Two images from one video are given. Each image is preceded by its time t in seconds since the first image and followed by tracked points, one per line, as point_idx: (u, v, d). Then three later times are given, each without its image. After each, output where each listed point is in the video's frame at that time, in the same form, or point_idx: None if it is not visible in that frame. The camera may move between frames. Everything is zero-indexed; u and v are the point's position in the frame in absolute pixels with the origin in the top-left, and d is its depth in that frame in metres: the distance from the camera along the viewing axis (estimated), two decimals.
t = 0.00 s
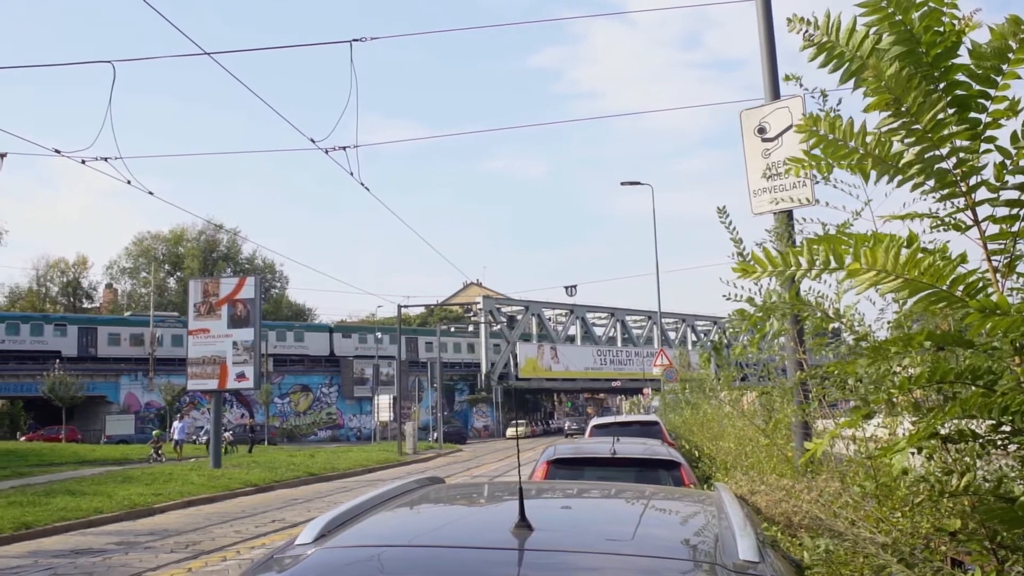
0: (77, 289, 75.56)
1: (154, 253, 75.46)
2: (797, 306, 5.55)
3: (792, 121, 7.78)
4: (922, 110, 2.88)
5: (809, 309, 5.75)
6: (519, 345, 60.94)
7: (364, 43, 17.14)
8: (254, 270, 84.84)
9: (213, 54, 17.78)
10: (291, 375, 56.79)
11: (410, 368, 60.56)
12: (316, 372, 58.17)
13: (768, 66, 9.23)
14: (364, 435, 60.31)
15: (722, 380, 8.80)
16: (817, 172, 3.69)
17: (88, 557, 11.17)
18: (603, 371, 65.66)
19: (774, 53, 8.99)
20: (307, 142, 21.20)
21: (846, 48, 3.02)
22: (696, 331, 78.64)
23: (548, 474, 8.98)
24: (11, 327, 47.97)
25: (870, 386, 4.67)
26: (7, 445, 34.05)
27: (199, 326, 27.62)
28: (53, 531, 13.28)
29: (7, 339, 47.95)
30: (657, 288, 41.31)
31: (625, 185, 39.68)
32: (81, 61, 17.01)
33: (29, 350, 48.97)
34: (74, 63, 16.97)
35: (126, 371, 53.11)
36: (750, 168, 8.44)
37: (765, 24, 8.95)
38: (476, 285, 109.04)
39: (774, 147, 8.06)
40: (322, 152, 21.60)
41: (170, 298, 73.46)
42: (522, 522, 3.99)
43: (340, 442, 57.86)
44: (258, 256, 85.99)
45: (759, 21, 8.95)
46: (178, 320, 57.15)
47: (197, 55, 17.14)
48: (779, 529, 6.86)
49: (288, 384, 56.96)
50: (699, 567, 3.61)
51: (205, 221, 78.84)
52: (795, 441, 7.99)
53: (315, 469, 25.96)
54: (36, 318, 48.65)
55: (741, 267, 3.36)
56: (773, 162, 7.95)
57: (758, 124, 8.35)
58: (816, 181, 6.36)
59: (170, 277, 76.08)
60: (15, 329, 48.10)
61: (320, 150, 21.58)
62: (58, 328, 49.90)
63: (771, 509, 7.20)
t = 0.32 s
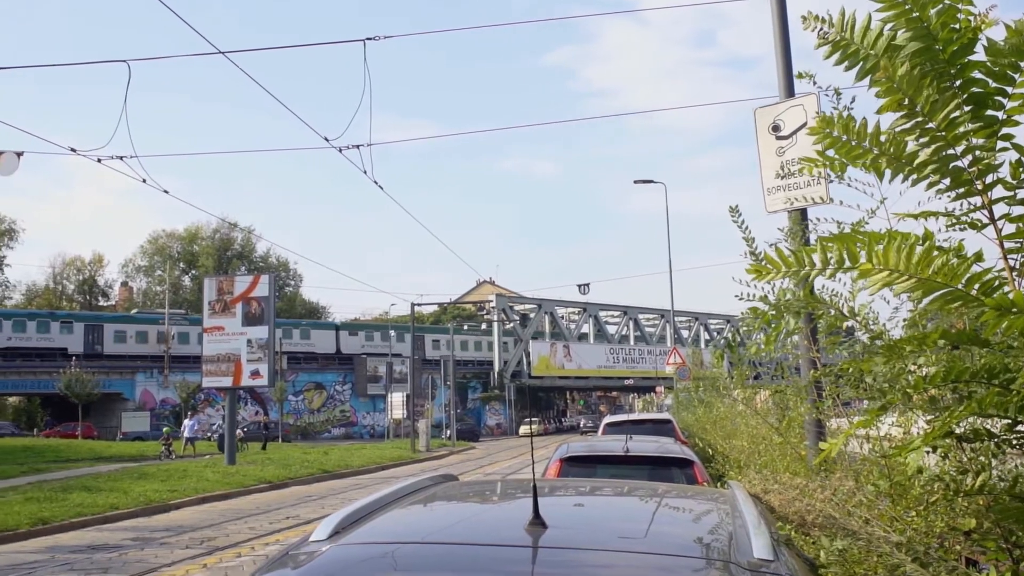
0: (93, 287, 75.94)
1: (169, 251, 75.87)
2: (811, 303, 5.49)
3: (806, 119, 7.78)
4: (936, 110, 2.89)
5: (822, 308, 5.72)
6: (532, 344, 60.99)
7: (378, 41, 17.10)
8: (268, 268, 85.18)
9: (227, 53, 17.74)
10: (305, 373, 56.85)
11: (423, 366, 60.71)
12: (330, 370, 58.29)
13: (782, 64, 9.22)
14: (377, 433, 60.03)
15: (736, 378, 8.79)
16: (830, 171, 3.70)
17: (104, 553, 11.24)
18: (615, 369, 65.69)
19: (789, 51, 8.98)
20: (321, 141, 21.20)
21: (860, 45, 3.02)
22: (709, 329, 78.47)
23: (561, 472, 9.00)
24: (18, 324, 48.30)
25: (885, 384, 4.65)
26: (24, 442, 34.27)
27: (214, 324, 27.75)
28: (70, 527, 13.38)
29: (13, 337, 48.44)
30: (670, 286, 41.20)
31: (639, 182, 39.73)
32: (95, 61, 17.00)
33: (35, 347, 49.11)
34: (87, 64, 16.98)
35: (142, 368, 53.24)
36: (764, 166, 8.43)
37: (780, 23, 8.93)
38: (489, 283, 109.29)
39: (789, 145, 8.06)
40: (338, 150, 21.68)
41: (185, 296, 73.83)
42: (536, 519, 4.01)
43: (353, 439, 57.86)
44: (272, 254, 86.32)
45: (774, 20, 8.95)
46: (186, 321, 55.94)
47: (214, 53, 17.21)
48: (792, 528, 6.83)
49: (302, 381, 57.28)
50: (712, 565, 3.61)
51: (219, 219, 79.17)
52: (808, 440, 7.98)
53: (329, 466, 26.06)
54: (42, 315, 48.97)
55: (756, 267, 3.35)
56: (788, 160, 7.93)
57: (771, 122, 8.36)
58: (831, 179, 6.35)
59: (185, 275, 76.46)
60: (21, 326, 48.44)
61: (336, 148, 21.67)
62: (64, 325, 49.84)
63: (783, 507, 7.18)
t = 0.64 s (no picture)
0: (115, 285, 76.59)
1: (191, 250, 76.43)
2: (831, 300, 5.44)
3: (827, 115, 7.75)
4: (959, 106, 2.87)
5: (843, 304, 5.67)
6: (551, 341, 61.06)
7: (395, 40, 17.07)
8: (288, 266, 85.62)
9: (246, 53, 17.85)
10: (325, 370, 57.51)
11: (442, 363, 60.86)
12: (350, 367, 58.94)
13: (802, 60, 9.18)
14: (397, 429, 59.75)
15: (756, 375, 8.82)
16: (850, 171, 3.69)
17: (128, 547, 11.36)
18: (634, 367, 65.68)
19: (809, 48, 8.94)
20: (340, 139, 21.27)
21: (882, 42, 3.00)
22: (729, 327, 78.17)
23: (580, 469, 9.02)
24: (32, 321, 49.22)
25: (907, 382, 4.62)
26: (48, 438, 34.63)
27: (235, 322, 27.93)
28: (94, 522, 13.52)
29: (29, 334, 49.38)
30: (689, 283, 41.05)
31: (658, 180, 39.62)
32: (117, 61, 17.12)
33: (49, 344, 50.13)
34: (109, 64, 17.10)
35: (164, 365, 53.42)
36: (785, 163, 8.39)
37: (799, 20, 8.90)
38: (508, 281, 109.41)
39: (809, 141, 8.00)
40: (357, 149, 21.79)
41: (206, 293, 74.37)
42: (557, 516, 4.02)
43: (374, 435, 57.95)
44: (292, 253, 86.82)
45: (794, 16, 8.90)
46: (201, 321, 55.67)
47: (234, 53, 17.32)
48: (814, 525, 6.80)
49: (322, 378, 57.86)
50: (733, 561, 3.62)
51: (240, 218, 79.69)
52: (829, 437, 7.95)
53: (349, 462, 26.20)
54: (56, 312, 49.91)
55: (776, 265, 3.35)
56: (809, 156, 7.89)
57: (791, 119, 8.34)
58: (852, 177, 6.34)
59: (206, 273, 77.01)
60: (36, 323, 49.38)
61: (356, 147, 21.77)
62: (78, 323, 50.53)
63: (803, 505, 7.15)
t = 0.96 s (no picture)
0: (145, 284, 77.38)
1: (219, 248, 77.09)
2: (859, 294, 5.36)
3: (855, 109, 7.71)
4: (992, 96, 2.84)
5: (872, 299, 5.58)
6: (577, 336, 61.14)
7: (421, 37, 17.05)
8: (315, 264, 86.14)
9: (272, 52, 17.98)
10: (352, 367, 57.64)
11: (468, 360, 60.98)
12: (376, 363, 58.99)
13: (830, 55, 9.11)
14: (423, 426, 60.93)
15: (782, 371, 8.82)
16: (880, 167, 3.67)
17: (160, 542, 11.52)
18: (659, 362, 65.58)
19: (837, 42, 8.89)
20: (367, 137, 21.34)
21: (910, 35, 2.98)
22: (755, 323, 77.75)
23: (607, 465, 9.02)
24: (54, 319, 48.71)
25: (938, 378, 4.57)
26: (80, 434, 35.02)
27: (263, 319, 28.15)
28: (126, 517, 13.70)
29: (50, 331, 49.06)
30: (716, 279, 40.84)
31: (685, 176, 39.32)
32: (147, 61, 17.22)
33: (71, 341, 49.59)
34: (137, 64, 17.22)
35: (192, 363, 54.46)
36: (812, 158, 8.34)
37: (827, 14, 8.84)
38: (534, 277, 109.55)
39: (837, 136, 8.01)
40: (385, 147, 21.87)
41: (234, 291, 75.04)
42: (586, 512, 4.03)
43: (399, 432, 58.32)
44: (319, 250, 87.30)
45: (820, 10, 8.85)
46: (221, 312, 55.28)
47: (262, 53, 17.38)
48: (844, 521, 6.76)
49: (349, 375, 58.07)
50: (761, 558, 3.61)
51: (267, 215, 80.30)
52: (858, 434, 7.90)
53: (376, 458, 26.35)
54: (77, 310, 49.17)
55: (803, 258, 3.34)
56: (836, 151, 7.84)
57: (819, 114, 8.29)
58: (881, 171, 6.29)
59: (234, 271, 77.62)
60: (58, 321, 48.86)
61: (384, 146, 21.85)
62: (99, 320, 49.94)
63: (833, 501, 7.11)
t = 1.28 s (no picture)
0: (181, 282, 78.33)
1: (253, 245, 77.81)
2: (896, 286, 5.26)
3: (890, 101, 7.61)
4: None
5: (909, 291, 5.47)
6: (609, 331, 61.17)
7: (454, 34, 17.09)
8: (348, 261, 86.67)
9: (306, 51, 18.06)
10: (385, 363, 57.89)
11: (500, 355, 61.08)
12: (409, 359, 59.20)
13: (864, 46, 9.01)
14: (457, 421, 61.17)
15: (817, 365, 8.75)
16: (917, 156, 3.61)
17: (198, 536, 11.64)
18: (692, 357, 65.39)
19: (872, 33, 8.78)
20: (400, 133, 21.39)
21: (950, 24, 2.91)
22: (789, 316, 77.11)
23: (641, 460, 9.00)
24: (83, 317, 49.08)
25: (979, 372, 4.49)
26: (117, 430, 35.49)
27: (297, 315, 28.44)
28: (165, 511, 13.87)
29: (79, 329, 49.34)
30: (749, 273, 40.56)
31: (717, 170, 39.05)
32: (184, 61, 17.37)
33: (99, 338, 49.99)
34: (172, 65, 17.46)
35: (229, 359, 55.24)
36: (847, 150, 8.24)
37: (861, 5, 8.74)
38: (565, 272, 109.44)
39: (871, 128, 7.91)
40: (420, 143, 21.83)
41: (268, 288, 75.81)
42: (624, 506, 4.03)
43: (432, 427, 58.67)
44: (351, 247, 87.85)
45: None
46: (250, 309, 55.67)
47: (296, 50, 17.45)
48: (885, 515, 6.70)
49: (382, 371, 58.13)
50: (802, 553, 3.58)
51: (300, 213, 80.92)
52: (895, 428, 7.82)
53: (409, 454, 26.49)
54: (106, 308, 49.65)
55: (842, 247, 3.31)
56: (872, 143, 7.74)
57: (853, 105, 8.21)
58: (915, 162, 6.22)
59: (268, 268, 78.35)
60: (86, 319, 49.23)
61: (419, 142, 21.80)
62: (127, 318, 50.56)
63: (874, 496, 7.07)
